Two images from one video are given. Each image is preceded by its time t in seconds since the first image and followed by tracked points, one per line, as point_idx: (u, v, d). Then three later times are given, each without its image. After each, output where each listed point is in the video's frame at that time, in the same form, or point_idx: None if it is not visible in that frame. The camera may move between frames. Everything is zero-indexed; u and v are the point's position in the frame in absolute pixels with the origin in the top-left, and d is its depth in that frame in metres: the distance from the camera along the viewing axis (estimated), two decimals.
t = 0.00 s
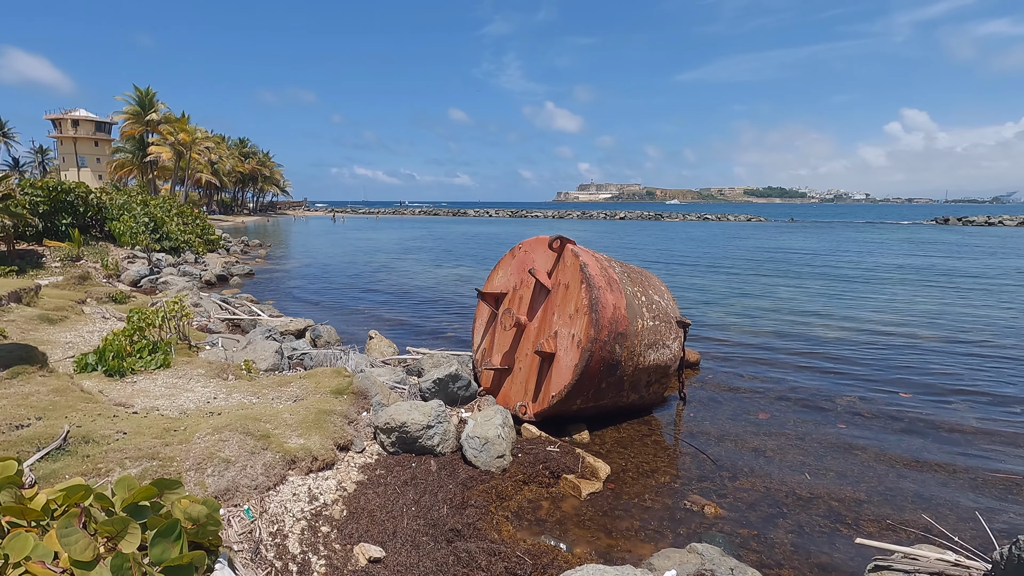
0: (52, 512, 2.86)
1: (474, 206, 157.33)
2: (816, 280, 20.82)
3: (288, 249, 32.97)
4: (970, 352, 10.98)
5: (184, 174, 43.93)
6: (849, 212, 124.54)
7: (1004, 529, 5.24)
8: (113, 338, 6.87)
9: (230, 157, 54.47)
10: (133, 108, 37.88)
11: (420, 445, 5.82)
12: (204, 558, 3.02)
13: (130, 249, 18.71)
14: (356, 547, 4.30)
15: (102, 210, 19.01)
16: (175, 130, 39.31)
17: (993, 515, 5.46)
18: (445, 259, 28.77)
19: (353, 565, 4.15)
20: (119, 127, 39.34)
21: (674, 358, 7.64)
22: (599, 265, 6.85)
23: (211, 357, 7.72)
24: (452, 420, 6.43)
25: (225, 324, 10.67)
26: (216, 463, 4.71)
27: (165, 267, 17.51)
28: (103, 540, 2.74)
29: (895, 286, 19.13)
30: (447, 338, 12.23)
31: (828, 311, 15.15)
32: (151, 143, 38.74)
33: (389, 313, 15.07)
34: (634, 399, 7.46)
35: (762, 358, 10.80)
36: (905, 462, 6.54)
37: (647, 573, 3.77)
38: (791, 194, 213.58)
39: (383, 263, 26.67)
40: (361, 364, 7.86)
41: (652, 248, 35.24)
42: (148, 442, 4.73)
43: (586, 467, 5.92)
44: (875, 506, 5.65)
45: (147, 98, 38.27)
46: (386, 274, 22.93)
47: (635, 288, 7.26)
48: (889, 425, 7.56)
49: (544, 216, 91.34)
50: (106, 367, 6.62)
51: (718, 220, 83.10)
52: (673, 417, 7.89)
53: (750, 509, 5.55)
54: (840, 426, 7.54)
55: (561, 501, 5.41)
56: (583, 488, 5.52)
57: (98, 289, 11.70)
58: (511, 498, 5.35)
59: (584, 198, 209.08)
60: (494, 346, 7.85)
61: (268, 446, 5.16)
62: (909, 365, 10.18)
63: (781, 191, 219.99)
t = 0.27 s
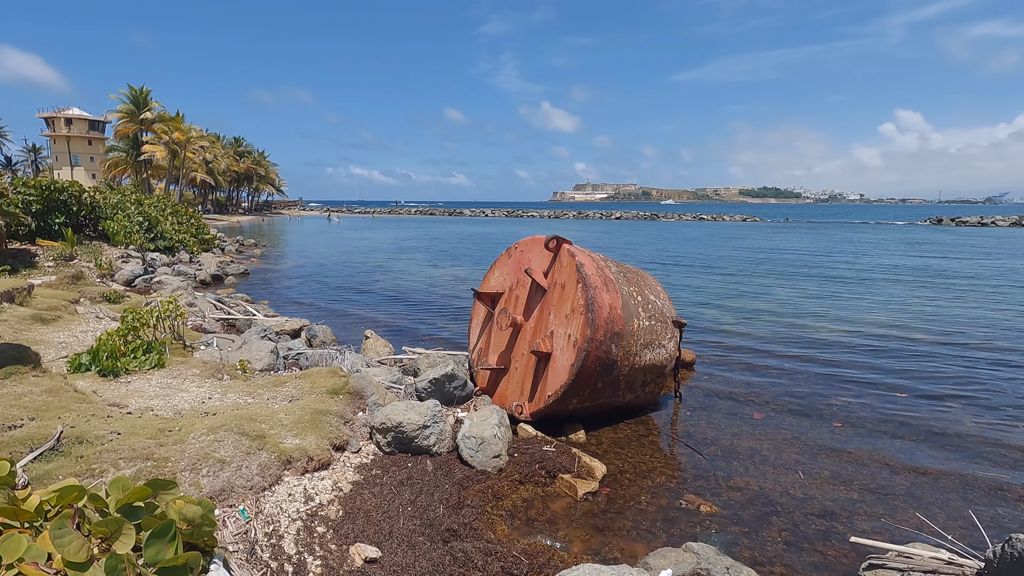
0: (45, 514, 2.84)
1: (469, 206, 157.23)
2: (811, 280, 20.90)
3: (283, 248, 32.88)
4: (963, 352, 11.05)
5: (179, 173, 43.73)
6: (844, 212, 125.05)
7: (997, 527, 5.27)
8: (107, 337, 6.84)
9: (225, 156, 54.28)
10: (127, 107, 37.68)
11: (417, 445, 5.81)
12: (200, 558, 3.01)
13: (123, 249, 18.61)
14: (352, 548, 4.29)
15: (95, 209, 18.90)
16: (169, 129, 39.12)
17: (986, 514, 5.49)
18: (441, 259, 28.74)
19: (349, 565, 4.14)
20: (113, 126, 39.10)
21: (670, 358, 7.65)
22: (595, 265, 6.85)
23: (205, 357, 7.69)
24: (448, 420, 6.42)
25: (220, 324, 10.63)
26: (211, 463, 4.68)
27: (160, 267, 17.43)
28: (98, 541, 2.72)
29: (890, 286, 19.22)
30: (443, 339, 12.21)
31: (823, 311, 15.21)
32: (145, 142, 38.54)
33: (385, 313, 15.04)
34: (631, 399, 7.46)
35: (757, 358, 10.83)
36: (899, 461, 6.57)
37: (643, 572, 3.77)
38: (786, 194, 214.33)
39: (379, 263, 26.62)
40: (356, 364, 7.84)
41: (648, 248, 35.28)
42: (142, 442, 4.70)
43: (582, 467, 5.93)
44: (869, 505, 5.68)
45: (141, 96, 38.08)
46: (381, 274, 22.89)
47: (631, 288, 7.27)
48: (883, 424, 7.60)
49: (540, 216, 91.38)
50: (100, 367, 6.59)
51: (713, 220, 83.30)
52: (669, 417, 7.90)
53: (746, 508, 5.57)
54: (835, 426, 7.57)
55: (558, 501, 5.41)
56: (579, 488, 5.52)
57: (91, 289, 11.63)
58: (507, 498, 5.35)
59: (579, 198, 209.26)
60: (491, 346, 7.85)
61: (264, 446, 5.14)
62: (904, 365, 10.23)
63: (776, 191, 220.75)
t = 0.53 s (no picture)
0: (42, 512, 2.84)
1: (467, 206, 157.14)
2: (807, 280, 20.96)
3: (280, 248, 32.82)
4: (959, 352, 11.09)
5: (175, 172, 43.61)
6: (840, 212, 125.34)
7: (992, 524, 5.30)
8: (104, 336, 6.82)
9: (222, 155, 54.15)
10: (123, 106, 37.53)
11: (414, 444, 5.81)
12: (197, 557, 3.01)
13: (119, 248, 18.54)
14: (350, 546, 4.29)
15: (91, 208, 18.83)
16: (166, 128, 38.99)
17: (979, 511, 5.53)
18: (439, 258, 28.72)
19: (346, 564, 4.14)
20: (109, 125, 38.94)
21: (668, 357, 7.67)
22: (593, 265, 6.86)
23: (202, 356, 7.67)
24: (446, 419, 6.43)
25: (217, 323, 10.61)
26: (208, 462, 4.68)
27: (156, 266, 17.38)
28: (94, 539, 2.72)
29: (886, 286, 19.27)
30: (441, 338, 12.21)
31: (819, 311, 15.25)
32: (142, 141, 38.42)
33: (383, 313, 15.03)
34: (628, 398, 7.48)
35: (754, 358, 10.86)
36: (895, 459, 6.60)
37: (640, 570, 3.78)
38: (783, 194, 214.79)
39: (376, 263, 26.59)
40: (354, 363, 7.84)
41: (646, 248, 35.29)
42: (139, 441, 4.69)
43: (579, 466, 5.93)
44: (865, 502, 5.71)
45: (138, 96, 37.95)
46: (378, 274, 22.86)
47: (628, 287, 7.28)
48: (879, 423, 7.63)
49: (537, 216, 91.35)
50: (96, 367, 6.57)
51: (710, 220, 83.42)
52: (665, 416, 7.92)
53: (742, 506, 5.59)
54: (830, 425, 7.61)
55: (555, 500, 5.42)
56: (577, 487, 5.53)
57: (87, 288, 11.60)
58: (504, 497, 5.35)
59: (577, 198, 209.34)
60: (488, 345, 7.85)
61: (261, 445, 5.14)
62: (900, 364, 10.27)
63: (773, 191, 221.22)
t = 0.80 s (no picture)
0: (43, 512, 2.84)
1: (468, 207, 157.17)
2: (809, 282, 20.92)
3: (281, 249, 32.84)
4: (961, 354, 11.05)
5: (177, 173, 43.68)
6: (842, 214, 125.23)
7: (993, 526, 5.28)
8: (105, 337, 6.83)
9: (224, 157, 54.25)
10: (125, 107, 37.60)
11: (415, 445, 5.81)
12: (197, 558, 3.01)
13: (121, 249, 18.57)
14: (350, 547, 4.29)
15: (93, 209, 18.86)
16: (168, 129, 39.04)
17: (980, 512, 5.51)
18: (441, 259, 28.73)
19: (346, 565, 4.13)
20: (112, 126, 39.04)
21: (668, 358, 7.66)
22: (594, 266, 6.86)
23: (203, 356, 7.68)
24: (446, 420, 6.42)
25: (219, 324, 10.62)
26: (209, 463, 4.68)
27: (158, 267, 17.40)
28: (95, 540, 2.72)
29: (888, 288, 19.22)
30: (442, 339, 12.21)
31: (821, 312, 15.22)
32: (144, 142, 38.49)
33: (384, 314, 15.04)
34: (629, 400, 7.48)
35: (756, 360, 10.84)
36: (896, 460, 6.58)
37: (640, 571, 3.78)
38: (785, 196, 214.65)
39: (378, 264, 26.60)
40: (355, 364, 7.84)
41: (647, 250, 35.24)
42: (139, 442, 4.70)
43: (580, 467, 5.93)
44: (866, 503, 5.69)
45: (140, 97, 38.02)
46: (380, 275, 22.86)
47: (629, 289, 7.28)
48: (880, 425, 7.61)
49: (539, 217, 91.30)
50: (97, 367, 6.58)
51: (712, 222, 83.35)
52: (667, 418, 7.91)
53: (743, 508, 5.57)
54: (832, 426, 7.59)
55: (555, 501, 5.41)
56: (577, 488, 5.53)
57: (89, 288, 11.62)
58: (505, 499, 5.35)
59: (578, 199, 209.32)
60: (489, 346, 7.85)
61: (262, 446, 5.14)
62: (902, 367, 10.24)
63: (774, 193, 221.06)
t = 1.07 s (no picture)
0: (50, 512, 2.85)
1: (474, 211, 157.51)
2: (816, 286, 20.81)
3: (287, 252, 32.95)
4: (971, 360, 10.95)
5: (185, 177, 43.98)
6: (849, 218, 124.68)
7: (1003, 532, 5.22)
8: (112, 339, 6.88)
9: (231, 160, 54.59)
10: (134, 111, 37.93)
11: (419, 448, 5.81)
12: (202, 559, 3.01)
13: (129, 251, 18.70)
14: (354, 550, 4.29)
15: (102, 212, 19.03)
16: (176, 132, 39.30)
17: (988, 518, 5.46)
18: (446, 263, 28.76)
19: (350, 568, 4.14)
20: (121, 130, 39.39)
21: (674, 362, 7.64)
22: (599, 269, 6.85)
23: (210, 358, 7.73)
24: (451, 423, 6.42)
25: (225, 326, 10.67)
26: (214, 464, 4.70)
27: (165, 269, 17.52)
28: (101, 541, 2.73)
29: (897, 293, 19.05)
30: (447, 343, 12.21)
31: (829, 317, 15.11)
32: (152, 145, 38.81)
33: (389, 317, 15.06)
34: (634, 404, 7.45)
35: (762, 364, 10.79)
36: (904, 466, 6.53)
37: None
38: (791, 200, 214.09)
39: (383, 267, 26.66)
40: (360, 367, 7.86)
41: (653, 254, 35.14)
42: (146, 443, 4.72)
43: (585, 471, 5.91)
44: (872, 508, 5.65)
45: (149, 101, 38.51)
46: (385, 278, 22.90)
47: (634, 292, 7.26)
48: (888, 431, 7.54)
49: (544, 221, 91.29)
50: (105, 368, 6.63)
51: (719, 226, 83.09)
52: (672, 422, 7.88)
53: (748, 512, 5.54)
54: (839, 431, 7.53)
55: (560, 505, 5.40)
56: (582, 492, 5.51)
57: (98, 291, 11.70)
58: (510, 502, 5.33)
59: (584, 203, 209.33)
60: (494, 349, 7.85)
61: (267, 448, 5.15)
62: (910, 372, 10.16)
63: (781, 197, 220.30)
